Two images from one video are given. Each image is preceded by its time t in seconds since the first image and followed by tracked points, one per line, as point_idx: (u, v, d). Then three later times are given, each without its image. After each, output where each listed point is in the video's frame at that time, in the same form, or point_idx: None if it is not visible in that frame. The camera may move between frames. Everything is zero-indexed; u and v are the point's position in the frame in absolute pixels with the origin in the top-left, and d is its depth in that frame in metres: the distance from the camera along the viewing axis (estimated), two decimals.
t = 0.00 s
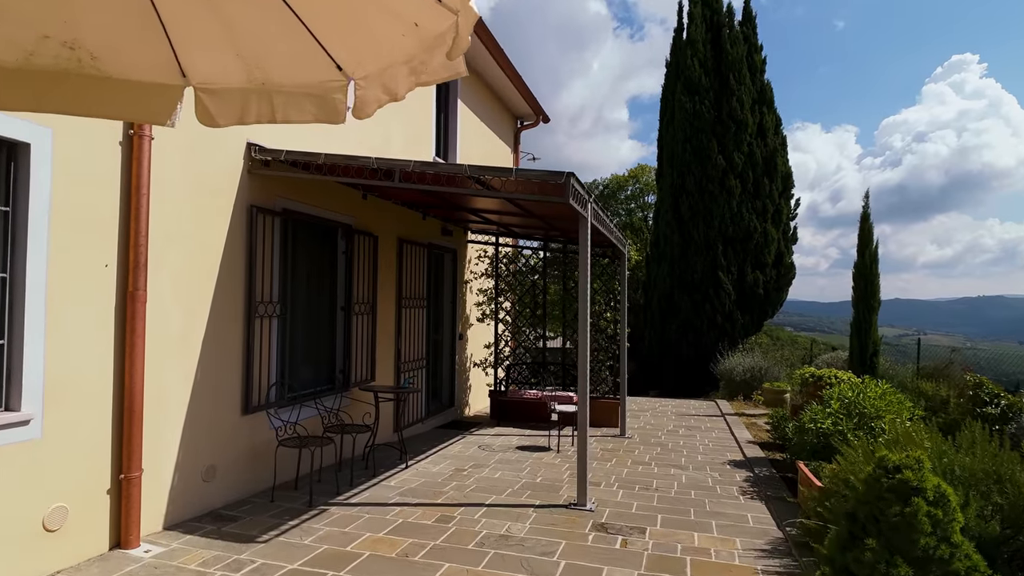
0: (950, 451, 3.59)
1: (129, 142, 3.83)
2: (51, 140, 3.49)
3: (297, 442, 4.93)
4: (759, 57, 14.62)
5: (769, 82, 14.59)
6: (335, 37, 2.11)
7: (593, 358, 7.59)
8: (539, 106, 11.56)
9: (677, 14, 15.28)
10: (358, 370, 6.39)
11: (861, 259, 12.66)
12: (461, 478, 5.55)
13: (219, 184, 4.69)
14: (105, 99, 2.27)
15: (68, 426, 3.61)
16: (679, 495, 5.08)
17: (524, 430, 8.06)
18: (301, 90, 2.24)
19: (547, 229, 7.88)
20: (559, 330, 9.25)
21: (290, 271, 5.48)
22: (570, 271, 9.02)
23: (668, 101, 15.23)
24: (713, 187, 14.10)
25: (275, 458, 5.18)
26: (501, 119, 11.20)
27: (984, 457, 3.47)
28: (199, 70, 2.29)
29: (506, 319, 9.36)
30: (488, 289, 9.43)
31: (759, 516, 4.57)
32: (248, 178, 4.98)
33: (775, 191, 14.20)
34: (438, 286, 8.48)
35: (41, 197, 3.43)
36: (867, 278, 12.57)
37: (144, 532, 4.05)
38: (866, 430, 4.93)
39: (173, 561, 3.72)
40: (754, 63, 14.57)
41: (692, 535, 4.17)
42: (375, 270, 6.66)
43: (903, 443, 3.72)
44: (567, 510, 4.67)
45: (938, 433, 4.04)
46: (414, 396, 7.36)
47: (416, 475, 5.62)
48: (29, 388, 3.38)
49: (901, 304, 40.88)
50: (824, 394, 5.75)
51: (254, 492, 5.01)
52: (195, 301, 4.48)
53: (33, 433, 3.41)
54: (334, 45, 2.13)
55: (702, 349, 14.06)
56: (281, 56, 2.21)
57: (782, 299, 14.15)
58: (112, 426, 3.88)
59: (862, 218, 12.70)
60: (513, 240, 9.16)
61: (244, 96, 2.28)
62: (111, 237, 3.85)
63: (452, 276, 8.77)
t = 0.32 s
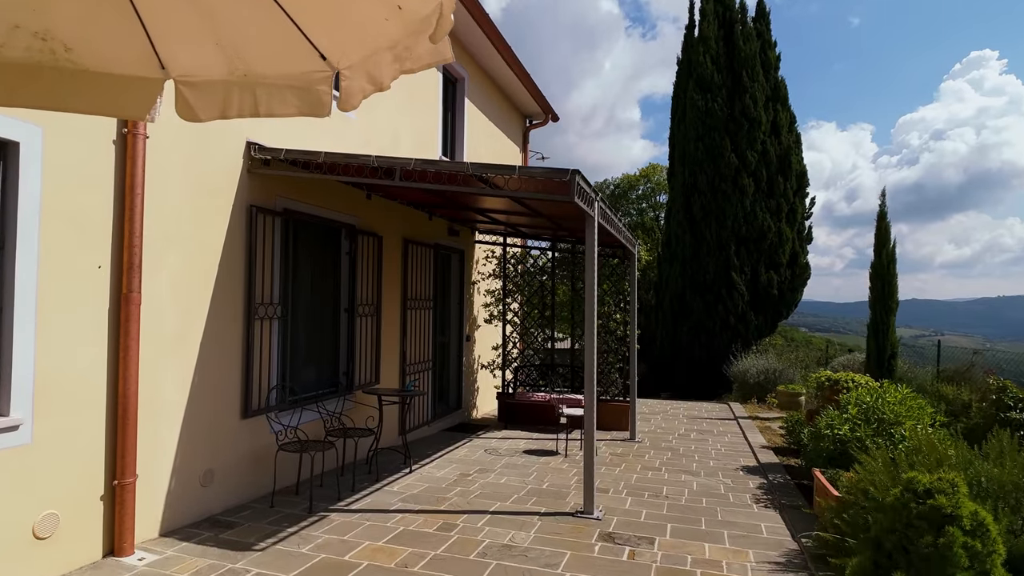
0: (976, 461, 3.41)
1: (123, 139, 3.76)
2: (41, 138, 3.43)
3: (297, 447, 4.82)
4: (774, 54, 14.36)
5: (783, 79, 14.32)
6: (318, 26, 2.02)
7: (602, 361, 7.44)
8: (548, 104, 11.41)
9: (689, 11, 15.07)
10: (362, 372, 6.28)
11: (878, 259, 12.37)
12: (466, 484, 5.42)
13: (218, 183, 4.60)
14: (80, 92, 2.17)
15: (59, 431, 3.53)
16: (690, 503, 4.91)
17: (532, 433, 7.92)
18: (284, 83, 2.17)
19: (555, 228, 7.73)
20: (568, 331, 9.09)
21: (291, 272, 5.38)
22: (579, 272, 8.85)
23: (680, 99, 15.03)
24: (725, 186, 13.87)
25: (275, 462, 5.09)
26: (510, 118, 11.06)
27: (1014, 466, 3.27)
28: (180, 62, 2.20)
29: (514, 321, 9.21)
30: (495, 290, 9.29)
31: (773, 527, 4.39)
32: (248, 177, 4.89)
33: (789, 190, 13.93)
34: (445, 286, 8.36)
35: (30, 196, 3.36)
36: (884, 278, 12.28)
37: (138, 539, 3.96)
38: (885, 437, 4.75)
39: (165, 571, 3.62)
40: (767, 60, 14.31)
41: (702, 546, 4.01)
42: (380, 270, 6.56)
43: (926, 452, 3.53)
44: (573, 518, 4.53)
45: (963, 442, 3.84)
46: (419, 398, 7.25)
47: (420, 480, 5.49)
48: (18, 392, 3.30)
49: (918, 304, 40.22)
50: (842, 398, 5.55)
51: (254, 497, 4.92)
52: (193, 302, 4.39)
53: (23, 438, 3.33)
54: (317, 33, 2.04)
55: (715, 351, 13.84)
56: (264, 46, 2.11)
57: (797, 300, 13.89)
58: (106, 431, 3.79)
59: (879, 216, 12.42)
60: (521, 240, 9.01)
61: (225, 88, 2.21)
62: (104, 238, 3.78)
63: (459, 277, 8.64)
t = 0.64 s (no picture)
0: (1007, 469, 3.23)
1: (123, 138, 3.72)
2: (39, 137, 3.40)
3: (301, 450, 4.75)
4: (791, 50, 14.09)
5: (800, 75, 14.05)
6: (304, 14, 1.93)
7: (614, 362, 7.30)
8: (560, 102, 11.29)
9: (704, 8, 14.86)
10: (370, 373, 6.21)
11: (900, 258, 12.06)
12: (474, 488, 5.31)
13: (222, 182, 4.55)
14: (63, 84, 2.11)
15: (58, 433, 3.50)
16: (704, 510, 4.76)
17: (542, 435, 7.79)
18: (271, 73, 2.10)
19: (566, 228, 7.60)
20: (580, 332, 8.96)
21: (297, 272, 5.32)
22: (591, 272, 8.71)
23: (695, 96, 14.83)
24: (742, 184, 13.64)
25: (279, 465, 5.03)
26: (522, 116, 10.96)
27: None
28: (165, 54, 2.14)
29: (526, 321, 9.11)
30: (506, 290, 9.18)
31: (790, 535, 4.23)
32: (252, 176, 4.84)
33: (808, 188, 13.64)
34: (456, 287, 8.27)
35: (28, 196, 3.34)
36: (905, 278, 11.97)
37: (139, 543, 3.91)
38: (908, 443, 4.56)
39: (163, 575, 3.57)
40: (784, 56, 14.04)
41: (715, 556, 3.87)
42: (388, 270, 6.48)
43: (953, 460, 3.35)
44: (583, 525, 4.40)
45: (992, 449, 3.66)
46: (428, 400, 7.16)
47: (427, 483, 5.40)
48: (15, 394, 3.27)
49: (941, 305, 39.44)
50: (862, 401, 5.36)
51: (258, 500, 4.86)
52: (196, 302, 4.34)
53: (20, 441, 3.30)
54: (304, 21, 1.95)
55: (731, 352, 13.61)
56: (249, 36, 2.04)
57: (815, 301, 13.61)
58: (106, 432, 3.76)
59: (900, 215, 12.12)
60: (533, 240, 8.90)
61: (212, 81, 2.16)
62: (104, 238, 3.74)
63: (470, 277, 8.55)
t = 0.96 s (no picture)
0: None
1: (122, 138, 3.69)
2: (37, 138, 3.37)
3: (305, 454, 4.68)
4: (811, 46, 13.78)
5: (821, 71, 13.73)
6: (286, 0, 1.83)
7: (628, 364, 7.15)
8: (574, 102, 11.18)
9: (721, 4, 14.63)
10: (378, 375, 6.14)
11: (925, 258, 11.72)
12: (482, 493, 5.21)
13: (224, 182, 4.51)
14: (42, 81, 2.11)
15: (56, 437, 3.45)
16: (719, 519, 4.60)
17: (554, 439, 7.67)
18: (253, 66, 2.05)
19: (579, 228, 7.46)
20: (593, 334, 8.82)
21: (304, 274, 5.26)
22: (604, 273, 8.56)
23: (712, 94, 14.61)
24: (760, 183, 13.38)
25: (284, 469, 4.96)
26: (534, 116, 10.86)
27: None
28: (146, 47, 2.09)
29: (538, 323, 8.97)
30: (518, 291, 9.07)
31: (808, 547, 4.06)
32: (256, 177, 4.79)
33: (828, 187, 13.34)
34: (467, 288, 8.17)
35: (25, 197, 3.30)
36: (931, 278, 11.63)
37: (140, 548, 3.87)
38: (935, 451, 4.35)
39: None
40: (804, 52, 13.75)
41: (729, 567, 3.71)
42: (397, 272, 6.40)
43: (983, 470, 3.07)
44: (592, 533, 4.26)
45: None
46: (438, 402, 7.08)
47: (435, 488, 5.30)
48: (12, 397, 3.23)
49: (968, 306, 38.53)
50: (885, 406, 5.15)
51: (263, 504, 4.81)
52: (198, 304, 4.30)
53: (18, 445, 3.26)
54: (287, 9, 1.86)
55: (750, 355, 13.36)
56: (229, 27, 1.98)
57: (837, 302, 13.30)
58: (106, 435, 3.72)
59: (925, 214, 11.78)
60: (545, 241, 8.76)
61: (194, 75, 2.11)
62: (103, 239, 3.71)
63: (481, 278, 8.45)
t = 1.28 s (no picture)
0: None
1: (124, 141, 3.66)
2: (38, 141, 3.35)
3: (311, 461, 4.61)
4: (834, 42, 13.46)
5: (844, 68, 13.41)
6: None
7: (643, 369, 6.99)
8: (590, 102, 11.05)
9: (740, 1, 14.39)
10: (388, 379, 6.06)
11: (953, 259, 11.35)
12: (492, 500, 5.10)
13: (230, 185, 4.46)
14: (20, 81, 2.09)
15: (58, 442, 3.42)
16: (736, 531, 4.42)
17: (568, 444, 7.54)
18: (237, 62, 1.97)
19: (593, 230, 7.32)
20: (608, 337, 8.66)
21: (312, 277, 5.20)
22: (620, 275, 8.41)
23: (731, 93, 14.37)
24: (781, 183, 13.10)
25: (290, 474, 4.90)
26: (549, 116, 10.74)
27: None
28: (129, 45, 2.05)
29: (552, 326, 8.82)
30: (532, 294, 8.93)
31: (829, 561, 3.88)
32: (263, 179, 4.74)
33: (852, 186, 13.00)
34: (480, 290, 8.08)
35: (26, 201, 3.28)
36: (960, 280, 11.26)
37: (143, 554, 3.83)
38: (965, 462, 4.15)
39: None
40: (826, 49, 13.43)
41: None
42: (407, 275, 6.33)
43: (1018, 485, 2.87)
44: (603, 545, 4.13)
45: None
46: (449, 406, 7.00)
47: (444, 494, 5.20)
48: (13, 402, 3.20)
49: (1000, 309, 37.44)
50: (912, 413, 4.93)
51: (269, 509, 4.76)
52: (203, 308, 4.26)
53: (19, 450, 3.23)
54: (265, 4, 1.80)
55: (771, 358, 13.08)
56: (210, 23, 1.92)
57: (861, 304, 12.96)
58: (107, 440, 3.68)
59: (954, 213, 11.41)
60: (559, 242, 8.63)
61: (178, 73, 2.05)
62: (105, 243, 3.67)
63: (494, 281, 8.35)
